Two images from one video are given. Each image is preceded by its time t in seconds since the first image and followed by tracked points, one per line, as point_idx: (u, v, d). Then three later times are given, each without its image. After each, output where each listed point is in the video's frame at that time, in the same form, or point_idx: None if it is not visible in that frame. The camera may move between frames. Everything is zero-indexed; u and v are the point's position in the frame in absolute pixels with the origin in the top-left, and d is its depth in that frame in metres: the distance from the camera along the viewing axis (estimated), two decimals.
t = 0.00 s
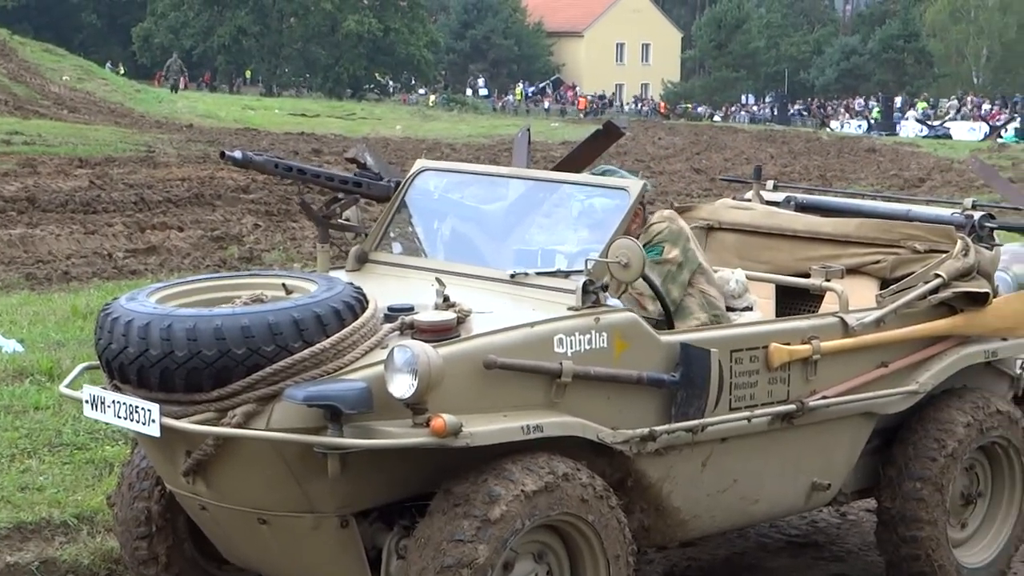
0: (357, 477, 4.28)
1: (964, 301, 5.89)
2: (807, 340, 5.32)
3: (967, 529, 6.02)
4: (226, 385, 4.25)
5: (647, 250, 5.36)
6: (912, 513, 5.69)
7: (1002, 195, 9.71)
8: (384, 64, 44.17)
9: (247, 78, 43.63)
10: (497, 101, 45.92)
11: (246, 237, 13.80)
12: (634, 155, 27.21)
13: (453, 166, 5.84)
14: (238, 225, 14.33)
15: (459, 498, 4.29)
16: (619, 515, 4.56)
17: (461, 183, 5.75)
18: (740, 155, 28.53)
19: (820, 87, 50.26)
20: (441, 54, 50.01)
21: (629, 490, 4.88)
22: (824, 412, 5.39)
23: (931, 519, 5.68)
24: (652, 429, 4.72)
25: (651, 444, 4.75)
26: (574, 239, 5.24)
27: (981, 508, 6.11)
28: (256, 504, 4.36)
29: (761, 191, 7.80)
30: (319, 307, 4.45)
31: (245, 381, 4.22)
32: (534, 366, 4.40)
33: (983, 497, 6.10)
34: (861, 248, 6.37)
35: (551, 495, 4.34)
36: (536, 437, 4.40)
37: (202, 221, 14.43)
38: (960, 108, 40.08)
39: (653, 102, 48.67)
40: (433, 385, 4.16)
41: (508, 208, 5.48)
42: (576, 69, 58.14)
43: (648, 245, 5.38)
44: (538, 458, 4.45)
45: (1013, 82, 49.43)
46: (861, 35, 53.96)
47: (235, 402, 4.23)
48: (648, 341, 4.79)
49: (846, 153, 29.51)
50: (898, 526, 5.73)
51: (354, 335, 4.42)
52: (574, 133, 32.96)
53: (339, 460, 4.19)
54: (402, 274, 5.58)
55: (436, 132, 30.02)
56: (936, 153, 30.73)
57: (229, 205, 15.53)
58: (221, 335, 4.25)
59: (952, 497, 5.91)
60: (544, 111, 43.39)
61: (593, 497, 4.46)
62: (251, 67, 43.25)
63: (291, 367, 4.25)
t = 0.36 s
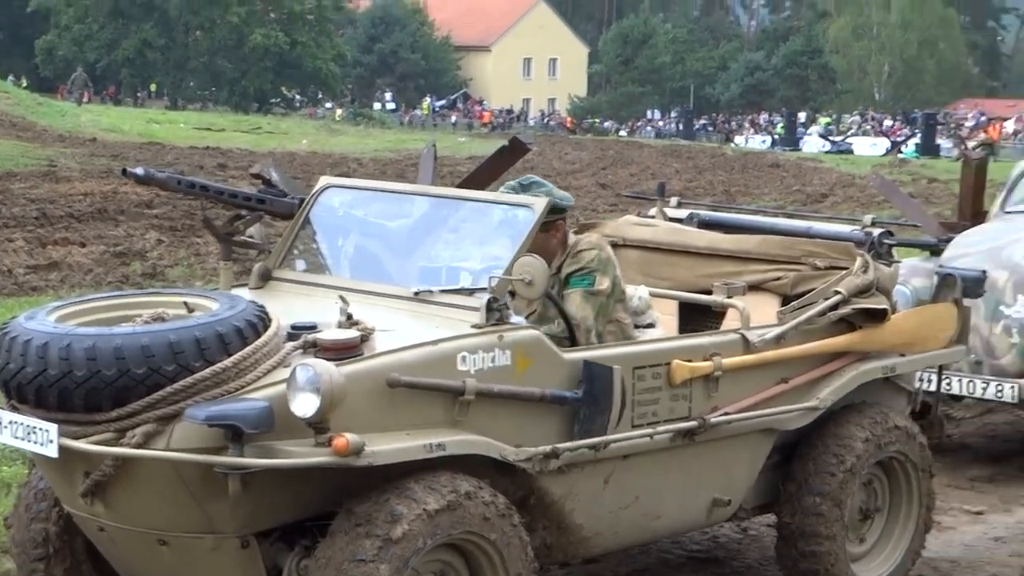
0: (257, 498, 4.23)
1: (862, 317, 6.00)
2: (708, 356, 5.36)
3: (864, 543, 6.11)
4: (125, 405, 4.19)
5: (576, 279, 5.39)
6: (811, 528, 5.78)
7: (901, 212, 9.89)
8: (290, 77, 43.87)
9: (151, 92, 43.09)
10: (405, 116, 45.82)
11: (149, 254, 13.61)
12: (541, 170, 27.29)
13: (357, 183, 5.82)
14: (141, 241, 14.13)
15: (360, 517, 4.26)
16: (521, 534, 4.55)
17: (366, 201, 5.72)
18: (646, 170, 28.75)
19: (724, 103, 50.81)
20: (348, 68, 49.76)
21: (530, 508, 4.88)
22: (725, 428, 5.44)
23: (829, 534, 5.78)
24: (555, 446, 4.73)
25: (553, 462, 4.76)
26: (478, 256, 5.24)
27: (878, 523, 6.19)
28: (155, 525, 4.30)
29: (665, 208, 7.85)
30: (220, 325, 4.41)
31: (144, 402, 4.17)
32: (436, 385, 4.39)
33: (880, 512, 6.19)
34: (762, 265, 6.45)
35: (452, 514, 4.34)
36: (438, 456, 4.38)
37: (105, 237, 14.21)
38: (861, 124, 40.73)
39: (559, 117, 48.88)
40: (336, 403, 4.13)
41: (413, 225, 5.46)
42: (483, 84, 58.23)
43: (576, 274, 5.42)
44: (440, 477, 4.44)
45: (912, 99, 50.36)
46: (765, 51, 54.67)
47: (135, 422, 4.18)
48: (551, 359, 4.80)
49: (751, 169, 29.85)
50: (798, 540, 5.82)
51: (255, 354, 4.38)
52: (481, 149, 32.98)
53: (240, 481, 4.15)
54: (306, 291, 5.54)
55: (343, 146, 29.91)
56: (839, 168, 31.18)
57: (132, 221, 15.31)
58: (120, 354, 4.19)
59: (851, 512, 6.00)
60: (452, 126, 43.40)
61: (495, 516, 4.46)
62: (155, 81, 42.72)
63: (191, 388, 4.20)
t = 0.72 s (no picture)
0: (140, 529, 4.16)
1: (748, 346, 6.07)
2: (595, 385, 5.39)
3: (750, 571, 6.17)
4: (5, 436, 4.11)
5: (510, 332, 5.43)
6: (698, 556, 5.84)
7: (787, 243, 10.07)
8: (176, 103, 43.43)
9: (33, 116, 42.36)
10: (292, 143, 45.58)
11: (31, 280, 13.35)
12: (430, 198, 27.28)
13: (244, 210, 5.77)
14: (23, 267, 13.85)
15: (245, 549, 4.21)
16: (408, 564, 4.52)
17: (252, 229, 5.68)
18: (535, 198, 28.87)
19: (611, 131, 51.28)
20: (236, 95, 49.35)
21: (417, 538, 4.86)
22: (612, 458, 5.47)
23: (715, 562, 5.84)
24: (442, 475, 4.72)
25: (440, 492, 4.75)
26: (365, 284, 5.22)
27: (763, 551, 6.26)
28: (34, 558, 4.20)
29: (553, 237, 7.90)
30: (103, 355, 4.35)
31: (25, 433, 4.09)
32: (323, 415, 4.36)
33: (765, 539, 6.26)
34: (649, 295, 6.51)
35: (338, 545, 4.30)
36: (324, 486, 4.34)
37: None
38: (745, 155, 41.31)
39: (448, 145, 48.95)
40: (221, 434, 4.08)
41: (300, 253, 5.43)
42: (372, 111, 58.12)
43: (511, 325, 5.46)
44: (326, 508, 4.40)
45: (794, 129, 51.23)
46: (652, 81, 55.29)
47: (15, 454, 4.09)
48: (438, 389, 4.78)
49: (638, 198, 30.12)
50: (685, 568, 5.87)
51: (139, 384, 4.31)
52: (370, 176, 32.89)
53: (122, 513, 4.07)
54: (191, 320, 5.47)
55: (230, 173, 29.61)
56: (724, 198, 31.53)
57: (14, 246, 15.00)
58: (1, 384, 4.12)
59: (736, 539, 6.06)
60: (339, 153, 43.25)
61: (382, 546, 4.42)
62: (37, 105, 42.01)
63: (73, 418, 4.13)
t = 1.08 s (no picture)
0: (59, 555, 4.11)
1: (672, 368, 6.11)
2: (521, 408, 5.40)
3: None
4: None
5: (469, 370, 5.53)
6: None
7: (709, 264, 10.16)
8: (96, 122, 42.97)
9: None
10: (215, 163, 45.32)
11: None
12: (354, 220, 27.21)
13: (167, 231, 5.71)
14: None
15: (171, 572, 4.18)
16: None
17: (174, 250, 5.63)
18: (459, 220, 28.87)
19: (537, 152, 51.47)
20: (158, 115, 48.97)
21: (343, 562, 4.84)
22: (537, 480, 5.48)
23: None
24: (368, 500, 4.70)
25: (367, 515, 4.72)
26: (289, 306, 5.20)
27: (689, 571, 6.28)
28: None
29: (478, 259, 7.91)
30: (24, 380, 4.32)
31: None
32: (248, 438, 4.33)
33: (691, 561, 6.30)
34: (574, 317, 6.55)
35: (264, 569, 4.26)
36: (248, 511, 4.31)
37: None
38: (668, 177, 41.62)
39: (372, 166, 48.88)
40: (145, 457, 4.04)
41: (223, 274, 5.40)
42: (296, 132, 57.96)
43: (468, 362, 5.55)
44: (253, 531, 4.37)
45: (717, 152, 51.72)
46: (576, 103, 55.55)
47: None
48: (362, 412, 4.76)
49: (561, 220, 30.24)
50: None
51: (60, 408, 4.27)
52: (293, 197, 32.76)
53: (43, 537, 4.03)
54: (113, 343, 5.41)
55: (151, 193, 29.30)
56: (647, 221, 31.70)
57: None
58: None
59: (662, 560, 6.06)
60: (262, 174, 43.03)
61: (309, 571, 4.39)
62: None
63: None
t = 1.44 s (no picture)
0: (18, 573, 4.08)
1: (627, 384, 6.14)
2: (478, 424, 5.41)
3: None
4: None
5: (420, 367, 5.55)
6: None
7: (661, 279, 10.23)
8: (44, 136, 42.72)
9: None
10: (165, 177, 45.10)
11: None
12: (304, 235, 27.14)
13: (124, 248, 5.68)
14: None
15: None
16: None
17: (130, 266, 5.60)
18: (411, 236, 28.89)
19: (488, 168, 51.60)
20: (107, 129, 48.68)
21: None
22: (494, 495, 5.49)
23: None
24: (325, 515, 4.68)
25: (323, 531, 4.72)
26: (246, 323, 5.19)
27: None
28: None
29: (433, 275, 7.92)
30: None
31: None
32: (206, 453, 4.32)
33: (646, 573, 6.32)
34: (530, 332, 6.56)
35: None
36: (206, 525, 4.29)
37: None
38: (619, 193, 41.81)
39: (322, 181, 48.80)
40: (102, 473, 4.03)
41: (179, 289, 5.38)
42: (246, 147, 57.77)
43: (419, 363, 5.58)
44: (214, 547, 4.35)
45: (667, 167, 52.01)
46: (526, 119, 55.74)
47: None
48: (319, 427, 4.75)
49: (513, 235, 30.30)
50: None
51: (17, 425, 4.24)
52: (244, 213, 32.64)
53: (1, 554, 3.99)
54: (67, 358, 5.36)
55: (100, 208, 29.12)
56: (598, 236, 31.81)
57: None
58: None
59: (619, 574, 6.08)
60: (211, 189, 42.84)
61: None
62: None
63: None
